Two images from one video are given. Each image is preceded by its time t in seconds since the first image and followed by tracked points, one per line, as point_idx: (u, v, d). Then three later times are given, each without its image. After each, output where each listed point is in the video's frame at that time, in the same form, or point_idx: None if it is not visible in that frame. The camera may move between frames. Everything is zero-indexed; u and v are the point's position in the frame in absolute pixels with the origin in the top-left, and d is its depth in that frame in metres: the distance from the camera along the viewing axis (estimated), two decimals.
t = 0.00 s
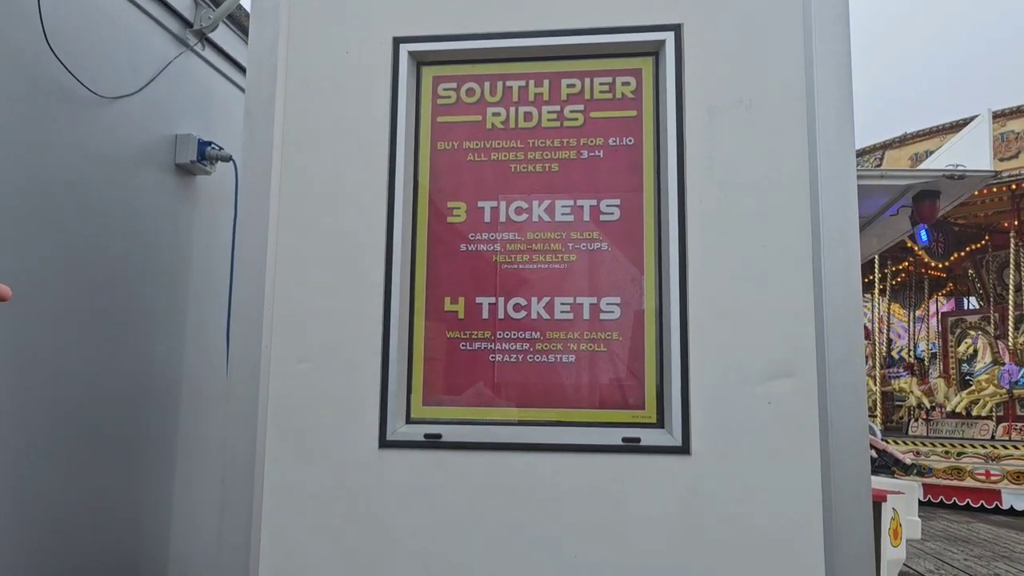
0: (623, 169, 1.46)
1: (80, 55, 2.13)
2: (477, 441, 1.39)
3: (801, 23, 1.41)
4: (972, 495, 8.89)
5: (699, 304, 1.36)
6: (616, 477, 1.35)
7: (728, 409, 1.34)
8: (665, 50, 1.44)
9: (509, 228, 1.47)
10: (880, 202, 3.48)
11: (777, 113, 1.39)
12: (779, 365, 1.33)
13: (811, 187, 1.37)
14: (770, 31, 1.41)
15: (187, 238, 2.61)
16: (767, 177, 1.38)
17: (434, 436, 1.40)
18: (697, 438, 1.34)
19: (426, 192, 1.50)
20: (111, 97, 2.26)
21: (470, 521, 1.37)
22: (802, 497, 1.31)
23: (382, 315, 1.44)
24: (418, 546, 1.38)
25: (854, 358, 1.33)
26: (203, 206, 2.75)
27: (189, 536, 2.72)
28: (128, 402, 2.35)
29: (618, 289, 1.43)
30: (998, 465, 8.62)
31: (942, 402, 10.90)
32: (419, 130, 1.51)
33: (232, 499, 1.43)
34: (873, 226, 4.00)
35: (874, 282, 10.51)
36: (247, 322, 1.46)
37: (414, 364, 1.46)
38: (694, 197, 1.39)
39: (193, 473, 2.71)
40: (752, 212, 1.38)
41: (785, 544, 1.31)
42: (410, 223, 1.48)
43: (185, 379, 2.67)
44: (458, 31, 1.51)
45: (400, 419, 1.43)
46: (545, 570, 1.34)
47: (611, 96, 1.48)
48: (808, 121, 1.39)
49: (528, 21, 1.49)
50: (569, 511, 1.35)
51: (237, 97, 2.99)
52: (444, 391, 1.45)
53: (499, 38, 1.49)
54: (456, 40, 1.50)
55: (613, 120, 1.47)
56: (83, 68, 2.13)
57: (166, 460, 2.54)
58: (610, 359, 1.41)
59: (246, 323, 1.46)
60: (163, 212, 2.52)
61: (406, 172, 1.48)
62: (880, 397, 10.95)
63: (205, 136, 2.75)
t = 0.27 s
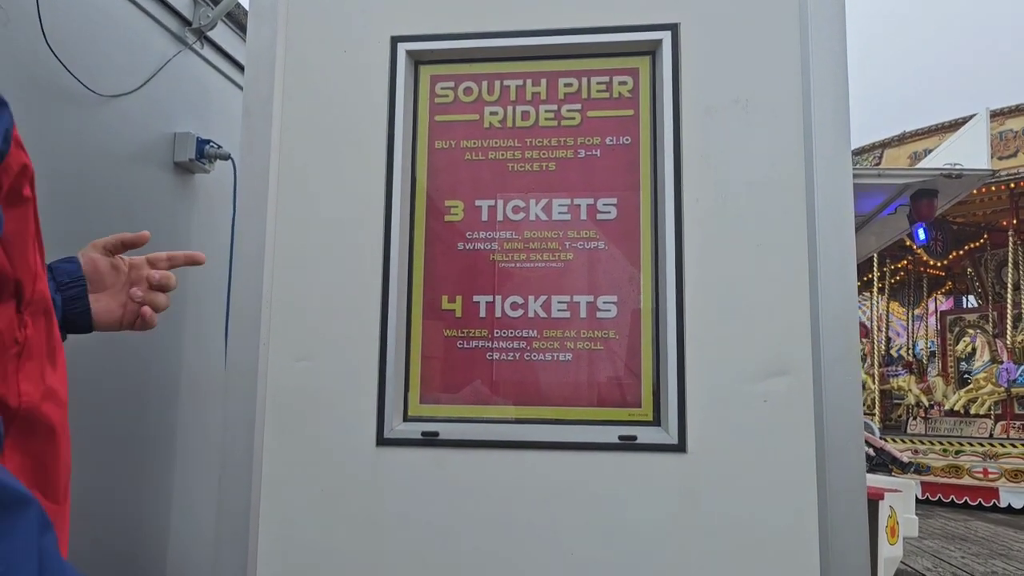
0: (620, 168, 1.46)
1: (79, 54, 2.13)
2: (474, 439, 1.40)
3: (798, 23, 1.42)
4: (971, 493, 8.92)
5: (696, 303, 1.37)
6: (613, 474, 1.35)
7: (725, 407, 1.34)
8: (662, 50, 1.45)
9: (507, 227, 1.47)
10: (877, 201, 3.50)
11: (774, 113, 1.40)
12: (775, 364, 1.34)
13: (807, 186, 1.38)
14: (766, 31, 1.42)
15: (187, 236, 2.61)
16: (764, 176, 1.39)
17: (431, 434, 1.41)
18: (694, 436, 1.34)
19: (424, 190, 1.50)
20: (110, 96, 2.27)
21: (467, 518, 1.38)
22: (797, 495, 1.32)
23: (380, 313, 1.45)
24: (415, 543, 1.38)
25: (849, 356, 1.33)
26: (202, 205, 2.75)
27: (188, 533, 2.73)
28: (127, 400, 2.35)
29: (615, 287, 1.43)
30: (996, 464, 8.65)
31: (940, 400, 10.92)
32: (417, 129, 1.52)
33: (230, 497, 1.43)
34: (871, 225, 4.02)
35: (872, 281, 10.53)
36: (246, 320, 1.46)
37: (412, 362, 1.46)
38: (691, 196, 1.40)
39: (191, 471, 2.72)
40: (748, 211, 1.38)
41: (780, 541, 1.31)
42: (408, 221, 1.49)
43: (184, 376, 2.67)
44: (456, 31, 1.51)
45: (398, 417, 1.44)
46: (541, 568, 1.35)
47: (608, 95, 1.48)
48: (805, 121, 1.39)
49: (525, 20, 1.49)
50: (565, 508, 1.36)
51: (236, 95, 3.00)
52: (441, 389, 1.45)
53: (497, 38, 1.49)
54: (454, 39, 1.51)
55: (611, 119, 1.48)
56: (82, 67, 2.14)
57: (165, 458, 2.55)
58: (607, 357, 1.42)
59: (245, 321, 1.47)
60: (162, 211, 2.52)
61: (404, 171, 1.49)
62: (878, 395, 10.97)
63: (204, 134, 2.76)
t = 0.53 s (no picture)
0: (618, 166, 1.46)
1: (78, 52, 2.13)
2: (472, 437, 1.40)
3: (797, 21, 1.41)
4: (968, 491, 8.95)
5: (694, 302, 1.37)
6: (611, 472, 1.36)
7: (724, 405, 1.34)
8: (661, 48, 1.44)
9: (505, 225, 1.47)
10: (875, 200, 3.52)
11: (772, 111, 1.40)
12: (773, 362, 1.34)
13: (805, 185, 1.38)
14: (765, 29, 1.42)
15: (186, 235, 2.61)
16: (762, 174, 1.39)
17: (429, 433, 1.41)
18: (692, 434, 1.35)
19: (423, 189, 1.50)
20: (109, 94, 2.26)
21: (466, 516, 1.38)
22: (795, 493, 1.32)
23: (379, 312, 1.45)
24: (414, 541, 1.38)
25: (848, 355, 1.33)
26: (201, 203, 2.75)
27: (188, 531, 2.73)
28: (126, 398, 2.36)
29: (613, 285, 1.43)
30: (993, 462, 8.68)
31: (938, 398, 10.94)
32: (416, 127, 1.52)
33: (229, 495, 1.43)
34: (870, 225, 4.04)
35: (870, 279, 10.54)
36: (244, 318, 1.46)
37: (411, 361, 1.46)
38: (690, 195, 1.40)
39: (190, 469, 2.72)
40: (746, 209, 1.38)
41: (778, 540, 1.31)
42: (407, 219, 1.49)
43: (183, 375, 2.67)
44: (454, 29, 1.51)
45: (397, 416, 1.44)
46: (539, 567, 1.35)
47: (607, 93, 1.48)
48: (803, 119, 1.39)
49: (524, 18, 1.49)
50: (564, 507, 1.36)
51: (234, 94, 3.00)
52: (440, 387, 1.45)
53: (495, 36, 1.49)
54: (452, 37, 1.50)
55: (610, 117, 1.48)
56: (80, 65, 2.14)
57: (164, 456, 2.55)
58: (605, 356, 1.42)
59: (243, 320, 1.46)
60: (161, 210, 2.53)
61: (403, 170, 1.49)
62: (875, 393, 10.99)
63: (203, 133, 2.75)
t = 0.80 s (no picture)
0: (618, 165, 1.46)
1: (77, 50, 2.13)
2: (471, 436, 1.40)
3: (796, 19, 1.41)
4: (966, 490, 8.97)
5: (694, 301, 1.37)
6: (610, 471, 1.35)
7: (723, 404, 1.34)
8: (660, 47, 1.44)
9: (505, 224, 1.47)
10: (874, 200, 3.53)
11: (772, 110, 1.39)
12: (773, 360, 1.34)
13: (806, 183, 1.37)
14: (765, 27, 1.41)
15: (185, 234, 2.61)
16: (762, 173, 1.38)
17: (428, 431, 1.41)
18: (691, 433, 1.34)
19: (422, 187, 1.50)
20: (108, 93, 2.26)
21: (464, 515, 1.38)
22: (795, 492, 1.32)
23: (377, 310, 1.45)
24: (412, 540, 1.38)
25: (847, 353, 1.32)
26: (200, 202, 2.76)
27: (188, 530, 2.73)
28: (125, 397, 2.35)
29: (613, 284, 1.43)
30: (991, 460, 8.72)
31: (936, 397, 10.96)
32: (415, 125, 1.52)
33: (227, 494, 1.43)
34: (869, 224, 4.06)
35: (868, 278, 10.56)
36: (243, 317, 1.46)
37: (410, 359, 1.46)
38: (690, 194, 1.40)
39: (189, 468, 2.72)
40: (746, 207, 1.38)
41: (777, 539, 1.31)
42: (406, 218, 1.49)
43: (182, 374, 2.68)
44: (453, 28, 1.51)
45: (396, 414, 1.44)
46: (537, 566, 1.35)
47: (606, 92, 1.48)
48: (803, 117, 1.39)
49: (522, 15, 1.49)
50: (562, 506, 1.36)
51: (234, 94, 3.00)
52: (439, 386, 1.45)
53: (494, 34, 1.49)
54: (451, 35, 1.50)
55: (609, 116, 1.47)
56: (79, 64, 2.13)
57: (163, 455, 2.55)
58: (604, 355, 1.42)
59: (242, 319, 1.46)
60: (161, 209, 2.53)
61: (402, 169, 1.49)
62: (874, 392, 11.01)
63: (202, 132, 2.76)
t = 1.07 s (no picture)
0: (616, 165, 1.47)
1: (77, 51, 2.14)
2: (469, 435, 1.40)
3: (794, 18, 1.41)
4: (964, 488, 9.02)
5: (691, 300, 1.37)
6: (607, 470, 1.36)
7: (720, 403, 1.35)
8: (658, 47, 1.45)
9: (503, 224, 1.47)
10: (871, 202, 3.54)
11: (770, 109, 1.39)
12: (770, 359, 1.34)
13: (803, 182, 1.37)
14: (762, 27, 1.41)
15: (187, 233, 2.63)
16: (759, 172, 1.38)
17: (426, 430, 1.42)
18: (688, 432, 1.35)
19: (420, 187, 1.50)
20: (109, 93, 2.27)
21: (462, 514, 1.38)
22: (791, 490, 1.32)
23: (376, 310, 1.47)
24: (411, 538, 1.39)
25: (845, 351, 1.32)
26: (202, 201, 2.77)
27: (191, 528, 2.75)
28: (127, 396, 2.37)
29: (611, 284, 1.44)
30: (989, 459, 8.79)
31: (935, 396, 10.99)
32: (414, 125, 1.52)
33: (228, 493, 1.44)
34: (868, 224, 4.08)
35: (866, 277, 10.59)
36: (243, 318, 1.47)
37: (409, 359, 1.47)
38: (687, 193, 1.40)
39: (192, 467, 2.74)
40: (743, 207, 1.38)
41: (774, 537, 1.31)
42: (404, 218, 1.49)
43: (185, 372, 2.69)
44: (451, 27, 1.51)
45: (394, 413, 1.45)
46: (535, 565, 1.35)
47: (604, 92, 1.49)
48: (801, 115, 1.38)
49: (520, 14, 1.49)
50: (560, 504, 1.36)
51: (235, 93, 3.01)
52: (437, 385, 1.46)
53: (491, 34, 1.49)
54: (449, 35, 1.50)
55: (607, 116, 1.48)
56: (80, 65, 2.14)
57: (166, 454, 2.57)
58: (602, 354, 1.42)
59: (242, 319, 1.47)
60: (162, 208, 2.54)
61: (400, 169, 1.49)
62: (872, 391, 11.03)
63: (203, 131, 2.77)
